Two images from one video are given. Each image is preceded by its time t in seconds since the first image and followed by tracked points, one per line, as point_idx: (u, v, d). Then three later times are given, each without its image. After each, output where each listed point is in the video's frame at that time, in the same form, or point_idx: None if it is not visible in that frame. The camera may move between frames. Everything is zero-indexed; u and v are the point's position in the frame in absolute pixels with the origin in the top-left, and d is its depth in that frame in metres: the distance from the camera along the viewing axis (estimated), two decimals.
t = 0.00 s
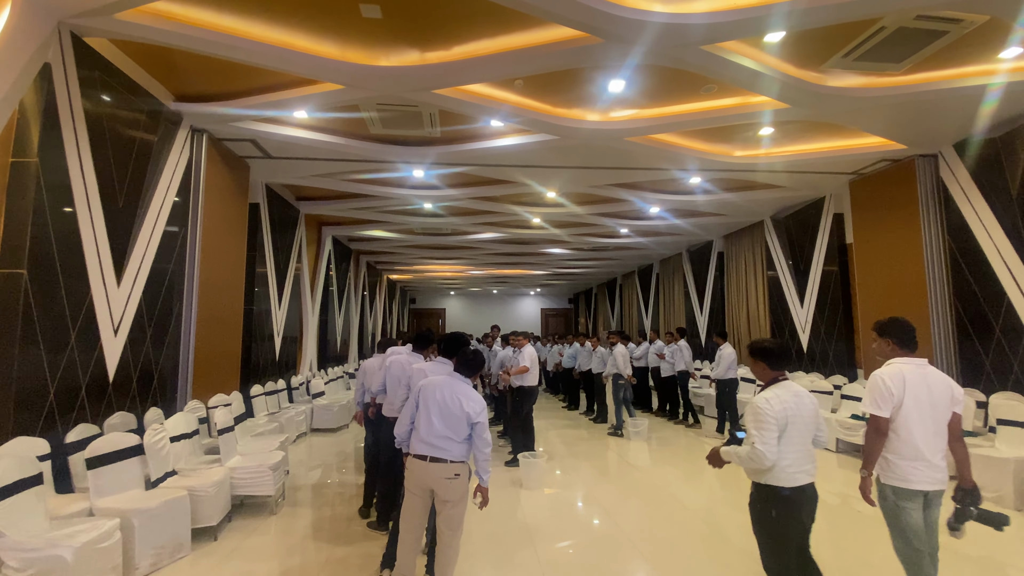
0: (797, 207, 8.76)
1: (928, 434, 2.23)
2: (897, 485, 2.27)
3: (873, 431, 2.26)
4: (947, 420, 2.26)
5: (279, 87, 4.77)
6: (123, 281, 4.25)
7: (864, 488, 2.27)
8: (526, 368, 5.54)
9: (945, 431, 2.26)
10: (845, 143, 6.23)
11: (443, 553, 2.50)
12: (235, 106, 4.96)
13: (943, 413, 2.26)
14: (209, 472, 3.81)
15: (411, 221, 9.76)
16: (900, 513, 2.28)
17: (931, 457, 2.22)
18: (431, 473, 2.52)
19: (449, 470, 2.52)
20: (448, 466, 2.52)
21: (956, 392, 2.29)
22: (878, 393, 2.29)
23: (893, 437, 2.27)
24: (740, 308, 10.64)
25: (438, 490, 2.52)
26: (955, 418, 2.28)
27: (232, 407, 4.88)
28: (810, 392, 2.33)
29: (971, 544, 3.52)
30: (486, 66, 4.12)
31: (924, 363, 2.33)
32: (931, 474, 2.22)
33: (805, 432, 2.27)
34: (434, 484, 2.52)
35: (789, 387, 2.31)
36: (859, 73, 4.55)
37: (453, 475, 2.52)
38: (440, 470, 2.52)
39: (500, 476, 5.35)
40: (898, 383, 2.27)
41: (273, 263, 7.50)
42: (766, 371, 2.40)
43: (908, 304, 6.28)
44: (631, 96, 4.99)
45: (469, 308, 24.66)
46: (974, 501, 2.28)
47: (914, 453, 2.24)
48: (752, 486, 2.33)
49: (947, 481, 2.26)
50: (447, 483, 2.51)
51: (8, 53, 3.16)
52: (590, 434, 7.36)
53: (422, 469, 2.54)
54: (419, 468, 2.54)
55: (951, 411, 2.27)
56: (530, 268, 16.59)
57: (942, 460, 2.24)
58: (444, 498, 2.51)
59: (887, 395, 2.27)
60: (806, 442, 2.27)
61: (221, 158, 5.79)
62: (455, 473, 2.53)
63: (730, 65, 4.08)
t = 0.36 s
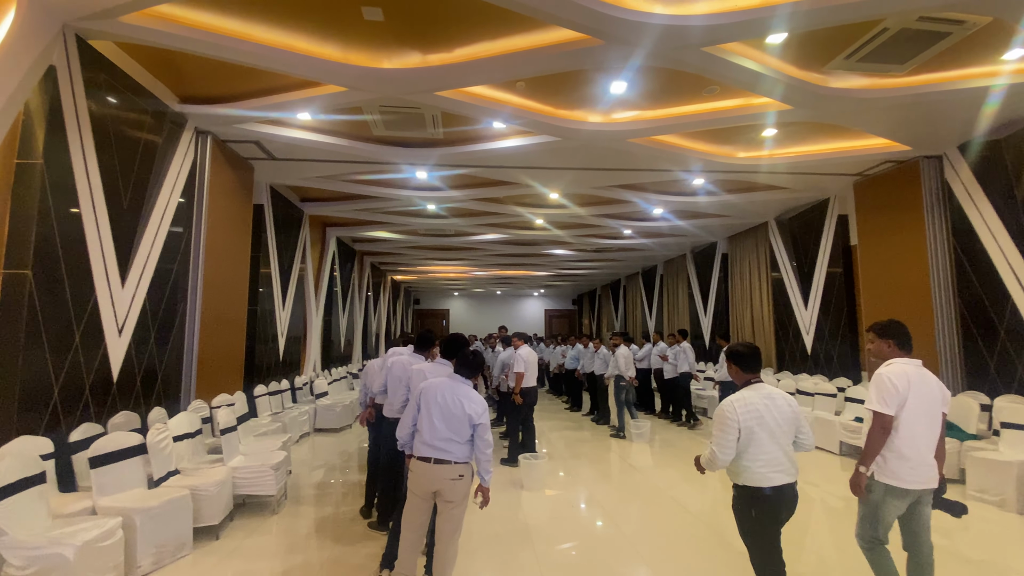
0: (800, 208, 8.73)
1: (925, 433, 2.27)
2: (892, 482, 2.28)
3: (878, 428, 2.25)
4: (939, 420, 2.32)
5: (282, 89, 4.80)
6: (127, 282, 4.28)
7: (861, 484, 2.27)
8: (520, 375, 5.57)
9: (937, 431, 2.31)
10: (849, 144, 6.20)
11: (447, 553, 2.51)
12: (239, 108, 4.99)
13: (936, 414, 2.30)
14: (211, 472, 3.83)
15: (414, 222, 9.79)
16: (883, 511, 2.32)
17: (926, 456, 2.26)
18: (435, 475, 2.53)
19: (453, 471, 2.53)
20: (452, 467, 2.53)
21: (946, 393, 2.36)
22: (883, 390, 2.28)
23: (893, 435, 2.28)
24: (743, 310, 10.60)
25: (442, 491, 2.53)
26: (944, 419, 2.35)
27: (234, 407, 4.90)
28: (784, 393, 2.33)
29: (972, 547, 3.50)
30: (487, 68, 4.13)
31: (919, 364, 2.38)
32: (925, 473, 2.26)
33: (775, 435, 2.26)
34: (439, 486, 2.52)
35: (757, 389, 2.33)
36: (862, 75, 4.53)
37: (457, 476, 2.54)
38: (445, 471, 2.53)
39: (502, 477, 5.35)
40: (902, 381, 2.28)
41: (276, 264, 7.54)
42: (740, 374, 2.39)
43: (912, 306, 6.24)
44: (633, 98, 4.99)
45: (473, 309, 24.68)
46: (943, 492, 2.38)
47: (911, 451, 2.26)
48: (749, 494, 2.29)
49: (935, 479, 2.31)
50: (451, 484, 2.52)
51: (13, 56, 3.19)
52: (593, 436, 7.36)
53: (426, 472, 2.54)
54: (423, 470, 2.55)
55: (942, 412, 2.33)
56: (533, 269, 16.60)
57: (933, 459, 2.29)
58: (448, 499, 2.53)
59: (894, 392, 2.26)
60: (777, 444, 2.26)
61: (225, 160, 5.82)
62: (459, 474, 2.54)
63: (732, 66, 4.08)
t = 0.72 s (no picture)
0: (801, 209, 8.72)
1: (914, 433, 2.28)
2: (885, 483, 2.29)
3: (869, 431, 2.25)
4: (928, 419, 2.33)
5: (282, 89, 4.81)
6: (127, 282, 4.28)
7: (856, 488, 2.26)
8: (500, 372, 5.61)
9: (926, 430, 2.32)
10: (849, 144, 6.19)
11: (448, 553, 2.51)
12: (238, 108, 4.98)
13: (925, 413, 2.31)
14: (209, 472, 3.83)
15: (414, 222, 9.79)
16: (881, 512, 2.31)
17: (916, 455, 2.27)
18: (436, 476, 2.52)
19: (454, 472, 2.53)
20: (452, 468, 2.53)
21: (933, 392, 2.37)
22: (873, 392, 2.28)
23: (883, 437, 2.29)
24: (743, 311, 10.59)
25: (444, 492, 2.53)
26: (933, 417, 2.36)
27: (233, 407, 4.89)
28: (754, 388, 2.50)
29: (971, 548, 3.50)
30: (487, 69, 4.13)
31: (906, 364, 2.39)
32: (916, 472, 2.26)
33: (742, 428, 2.43)
34: (440, 488, 2.52)
35: (727, 385, 2.52)
36: (862, 75, 4.52)
37: (458, 477, 2.54)
38: (445, 472, 2.52)
39: (501, 478, 5.34)
40: (890, 383, 2.28)
41: (276, 264, 7.54)
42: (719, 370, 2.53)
43: (913, 307, 6.23)
44: (632, 98, 4.99)
45: (473, 310, 24.68)
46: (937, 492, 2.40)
47: (903, 451, 2.27)
48: (727, 484, 2.41)
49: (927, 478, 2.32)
50: (452, 485, 2.53)
51: (13, 55, 3.19)
52: (592, 437, 7.35)
53: (427, 473, 2.53)
54: (424, 472, 2.54)
55: (931, 411, 2.34)
56: (534, 269, 16.59)
57: (924, 457, 2.29)
58: (449, 500, 2.53)
59: (883, 394, 2.27)
60: (746, 435, 2.43)
61: (225, 160, 5.83)
62: (459, 475, 2.54)
63: (731, 67, 4.07)
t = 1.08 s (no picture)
0: (808, 210, 8.67)
1: (905, 437, 2.26)
2: (879, 489, 2.27)
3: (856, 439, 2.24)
4: (921, 422, 2.31)
5: (289, 93, 4.85)
6: (136, 284, 4.32)
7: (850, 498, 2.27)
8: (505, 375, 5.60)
9: (920, 433, 2.29)
10: (856, 146, 6.15)
11: (454, 556, 2.51)
12: (245, 112, 5.03)
13: (918, 417, 2.29)
14: (217, 473, 3.85)
15: (420, 225, 9.81)
16: (875, 516, 2.29)
17: (909, 460, 2.25)
18: (442, 480, 2.53)
19: (459, 475, 2.54)
20: (458, 472, 2.54)
21: (926, 393, 2.35)
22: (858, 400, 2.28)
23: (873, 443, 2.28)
24: (750, 312, 10.54)
25: (450, 496, 2.53)
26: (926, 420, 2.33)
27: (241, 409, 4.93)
28: (737, 388, 2.61)
29: (980, 553, 3.47)
30: (491, 72, 4.14)
31: (896, 368, 2.37)
32: (909, 477, 2.24)
33: (723, 423, 2.53)
34: (447, 491, 2.53)
35: (711, 382, 2.64)
36: (869, 76, 4.50)
37: (463, 480, 2.55)
38: (451, 476, 2.53)
39: (506, 480, 5.35)
40: (877, 388, 2.28)
41: (283, 266, 7.60)
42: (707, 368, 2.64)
43: (921, 309, 6.18)
44: (637, 100, 4.99)
45: (479, 311, 24.72)
46: (938, 498, 2.39)
47: (893, 456, 2.25)
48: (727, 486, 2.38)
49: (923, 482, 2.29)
50: (458, 488, 2.53)
51: (25, 61, 3.23)
52: (598, 439, 7.34)
53: (433, 477, 2.54)
54: (430, 475, 2.55)
55: (924, 413, 2.31)
56: (539, 271, 16.59)
57: (918, 461, 2.27)
58: (455, 503, 2.53)
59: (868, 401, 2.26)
60: (727, 431, 2.52)
61: (232, 163, 5.87)
62: (465, 478, 2.55)
63: (737, 69, 4.06)
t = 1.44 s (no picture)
0: (807, 212, 8.68)
1: (880, 439, 2.27)
2: (859, 491, 2.29)
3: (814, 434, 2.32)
4: (904, 424, 2.30)
5: (290, 95, 4.86)
6: (136, 286, 4.32)
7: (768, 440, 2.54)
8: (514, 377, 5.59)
9: (902, 436, 2.29)
10: (856, 148, 6.16)
11: (454, 558, 2.52)
12: (245, 114, 5.04)
13: (898, 419, 2.29)
14: (217, 475, 3.85)
15: (420, 226, 9.82)
16: (860, 517, 2.30)
17: (889, 462, 2.25)
18: (442, 482, 2.54)
19: (458, 478, 2.54)
20: (457, 474, 2.54)
21: (910, 396, 2.34)
22: (831, 405, 2.33)
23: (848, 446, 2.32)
24: (749, 314, 10.55)
25: (449, 498, 2.53)
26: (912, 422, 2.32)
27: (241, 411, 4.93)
28: (703, 387, 2.88)
29: (980, 555, 3.47)
30: (491, 75, 4.15)
31: (878, 371, 2.38)
32: (890, 480, 2.24)
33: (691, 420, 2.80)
34: (446, 494, 2.53)
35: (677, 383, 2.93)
36: (868, 80, 4.51)
37: (463, 482, 2.55)
38: (450, 478, 2.54)
39: (505, 482, 5.34)
40: (850, 391, 2.33)
41: (284, 268, 7.60)
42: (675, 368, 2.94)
43: (921, 311, 6.18)
44: (637, 103, 4.99)
45: (479, 313, 24.72)
46: (937, 502, 2.32)
47: (871, 460, 2.26)
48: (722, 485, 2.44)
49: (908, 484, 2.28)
50: (457, 490, 2.53)
51: (26, 64, 3.24)
52: (598, 441, 7.33)
53: (432, 479, 2.55)
54: (430, 478, 2.56)
55: (906, 415, 2.31)
56: (539, 272, 16.60)
57: (901, 464, 2.26)
58: (455, 506, 2.53)
59: (840, 405, 2.31)
60: (693, 427, 2.79)
61: (233, 164, 5.88)
62: (464, 480, 2.55)
63: (737, 72, 4.07)
